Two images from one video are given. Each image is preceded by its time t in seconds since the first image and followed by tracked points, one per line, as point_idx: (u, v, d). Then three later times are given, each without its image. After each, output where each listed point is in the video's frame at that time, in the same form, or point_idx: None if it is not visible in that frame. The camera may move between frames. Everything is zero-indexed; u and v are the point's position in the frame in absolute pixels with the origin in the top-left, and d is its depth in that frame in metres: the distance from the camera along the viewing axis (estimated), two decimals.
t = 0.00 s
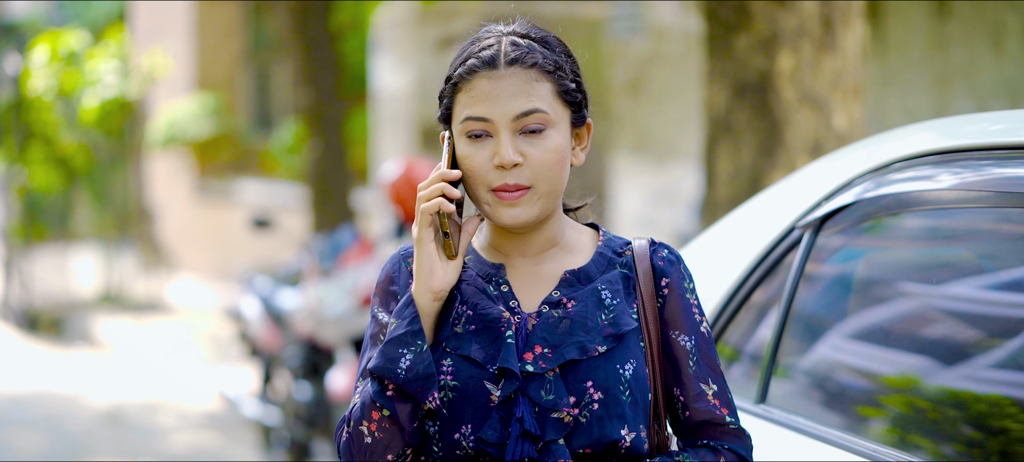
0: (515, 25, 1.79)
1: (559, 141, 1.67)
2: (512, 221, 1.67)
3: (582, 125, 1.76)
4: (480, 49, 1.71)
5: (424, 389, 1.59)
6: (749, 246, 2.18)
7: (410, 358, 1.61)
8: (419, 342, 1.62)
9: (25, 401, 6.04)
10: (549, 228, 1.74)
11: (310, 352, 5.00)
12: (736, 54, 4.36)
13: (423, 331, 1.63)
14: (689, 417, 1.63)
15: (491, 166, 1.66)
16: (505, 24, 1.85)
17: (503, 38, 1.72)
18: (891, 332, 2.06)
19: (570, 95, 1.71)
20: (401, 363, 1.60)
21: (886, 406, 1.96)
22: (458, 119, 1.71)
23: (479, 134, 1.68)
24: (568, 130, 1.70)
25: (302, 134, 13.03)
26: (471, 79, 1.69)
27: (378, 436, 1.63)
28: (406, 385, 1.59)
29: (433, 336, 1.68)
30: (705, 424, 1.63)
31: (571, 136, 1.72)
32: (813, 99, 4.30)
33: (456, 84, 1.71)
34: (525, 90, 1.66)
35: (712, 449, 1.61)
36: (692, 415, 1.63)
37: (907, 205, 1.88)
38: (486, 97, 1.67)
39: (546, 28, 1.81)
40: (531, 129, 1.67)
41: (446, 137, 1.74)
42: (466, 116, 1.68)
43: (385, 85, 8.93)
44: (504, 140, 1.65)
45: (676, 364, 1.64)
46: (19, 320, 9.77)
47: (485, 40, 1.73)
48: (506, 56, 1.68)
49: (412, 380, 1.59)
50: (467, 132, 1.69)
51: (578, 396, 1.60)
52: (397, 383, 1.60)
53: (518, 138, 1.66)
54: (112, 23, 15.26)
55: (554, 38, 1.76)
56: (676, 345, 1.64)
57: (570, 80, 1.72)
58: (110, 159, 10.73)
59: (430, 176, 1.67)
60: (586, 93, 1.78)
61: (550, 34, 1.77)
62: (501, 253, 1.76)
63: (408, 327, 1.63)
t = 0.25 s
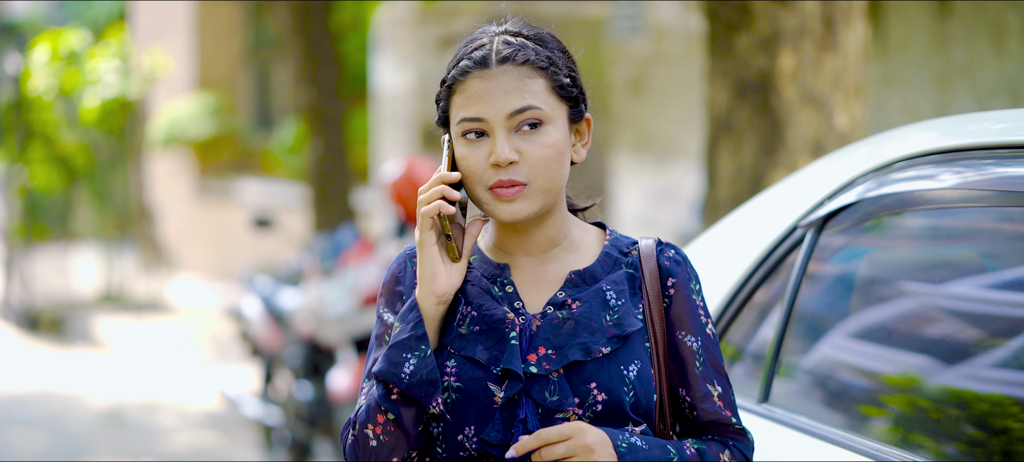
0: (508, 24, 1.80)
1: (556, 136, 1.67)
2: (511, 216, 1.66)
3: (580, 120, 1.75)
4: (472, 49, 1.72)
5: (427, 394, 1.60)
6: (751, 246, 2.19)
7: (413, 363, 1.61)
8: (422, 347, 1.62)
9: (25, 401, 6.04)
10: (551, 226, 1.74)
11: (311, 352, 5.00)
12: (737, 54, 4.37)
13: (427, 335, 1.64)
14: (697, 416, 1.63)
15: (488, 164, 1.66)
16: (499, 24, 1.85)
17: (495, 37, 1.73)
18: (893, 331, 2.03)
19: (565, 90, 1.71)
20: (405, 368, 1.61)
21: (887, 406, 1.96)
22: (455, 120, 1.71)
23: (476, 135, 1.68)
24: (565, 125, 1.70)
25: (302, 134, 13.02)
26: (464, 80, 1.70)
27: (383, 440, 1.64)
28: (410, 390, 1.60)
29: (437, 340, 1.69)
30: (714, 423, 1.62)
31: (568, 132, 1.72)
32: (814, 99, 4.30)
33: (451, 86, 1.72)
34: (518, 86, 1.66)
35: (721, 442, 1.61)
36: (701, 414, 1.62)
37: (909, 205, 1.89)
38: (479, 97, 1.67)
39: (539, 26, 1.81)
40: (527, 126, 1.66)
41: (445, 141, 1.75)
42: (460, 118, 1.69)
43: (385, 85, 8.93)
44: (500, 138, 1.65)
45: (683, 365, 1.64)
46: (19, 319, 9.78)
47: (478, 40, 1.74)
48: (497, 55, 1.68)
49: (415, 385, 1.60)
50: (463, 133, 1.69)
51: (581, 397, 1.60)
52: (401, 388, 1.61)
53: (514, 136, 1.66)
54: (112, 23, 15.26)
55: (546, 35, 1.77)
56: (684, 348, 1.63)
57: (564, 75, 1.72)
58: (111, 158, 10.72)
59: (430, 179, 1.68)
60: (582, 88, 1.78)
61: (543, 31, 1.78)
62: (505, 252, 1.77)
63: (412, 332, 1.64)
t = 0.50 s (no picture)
0: (520, 27, 1.80)
1: (565, 144, 1.67)
2: (518, 222, 1.66)
3: (589, 127, 1.75)
4: (484, 52, 1.72)
5: (432, 399, 1.61)
6: (753, 246, 2.18)
7: (416, 367, 1.62)
8: (425, 351, 1.63)
9: (26, 402, 6.04)
10: (558, 229, 1.74)
11: (312, 353, 5.00)
12: (738, 54, 4.38)
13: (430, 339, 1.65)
14: (698, 419, 1.64)
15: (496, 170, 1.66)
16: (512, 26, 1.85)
17: (507, 41, 1.73)
18: (895, 332, 2.07)
19: (575, 97, 1.71)
20: (409, 372, 1.62)
21: (888, 406, 1.97)
22: (463, 124, 1.71)
23: (484, 139, 1.69)
24: (575, 133, 1.70)
25: (302, 134, 13.02)
26: (475, 84, 1.70)
27: (389, 444, 1.65)
28: (414, 394, 1.61)
29: (442, 344, 1.69)
30: (713, 427, 1.63)
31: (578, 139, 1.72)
32: (815, 100, 4.29)
33: (461, 88, 1.72)
34: (529, 93, 1.67)
35: (725, 450, 1.62)
36: (701, 417, 1.64)
37: (910, 206, 1.87)
38: (490, 102, 1.67)
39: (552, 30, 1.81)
40: (536, 132, 1.67)
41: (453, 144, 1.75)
42: (470, 122, 1.69)
43: (386, 85, 8.93)
44: (509, 144, 1.65)
45: (688, 365, 1.64)
46: (20, 320, 9.77)
47: (489, 43, 1.74)
48: (509, 60, 1.68)
49: (420, 389, 1.61)
50: (471, 137, 1.70)
51: (586, 398, 1.60)
52: (405, 392, 1.62)
53: (523, 143, 1.66)
54: (112, 24, 15.26)
55: (559, 40, 1.76)
56: (689, 347, 1.64)
57: (575, 82, 1.72)
58: (111, 157, 10.81)
59: (436, 183, 1.68)
60: (592, 94, 1.78)
61: (556, 36, 1.77)
62: (511, 256, 1.77)
63: (415, 336, 1.65)
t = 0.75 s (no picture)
0: (530, 28, 1.80)
1: (578, 147, 1.68)
2: (531, 226, 1.67)
3: (600, 129, 1.76)
4: (495, 54, 1.71)
5: (443, 399, 1.61)
6: (755, 248, 2.17)
7: (428, 367, 1.63)
8: (437, 351, 1.64)
9: (26, 404, 6.03)
10: (570, 232, 1.75)
11: (312, 354, 4.99)
12: (738, 55, 4.40)
13: (441, 340, 1.66)
14: (706, 422, 1.64)
15: (508, 174, 1.67)
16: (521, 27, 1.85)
17: (519, 43, 1.72)
18: (897, 334, 2.10)
19: (587, 100, 1.71)
20: (420, 372, 1.63)
21: (889, 407, 2.00)
22: (475, 127, 1.72)
23: (496, 142, 1.69)
24: (586, 135, 1.71)
25: (302, 136, 13.02)
26: (487, 86, 1.69)
27: (399, 444, 1.66)
28: (425, 394, 1.62)
29: (453, 346, 1.70)
30: (722, 431, 1.63)
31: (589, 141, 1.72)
32: (816, 102, 4.28)
33: (473, 91, 1.72)
34: (541, 96, 1.66)
35: (733, 455, 1.61)
36: (710, 420, 1.63)
37: (911, 208, 1.87)
38: (502, 105, 1.67)
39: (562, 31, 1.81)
40: (549, 136, 1.67)
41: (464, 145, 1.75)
42: (482, 125, 1.69)
43: (386, 86, 8.92)
44: (522, 148, 1.65)
45: (697, 369, 1.64)
46: (20, 322, 9.77)
47: (501, 45, 1.73)
48: (521, 63, 1.68)
49: (430, 389, 1.62)
50: (483, 140, 1.70)
51: (596, 401, 1.61)
52: (416, 393, 1.63)
53: (536, 146, 1.66)
54: (112, 25, 15.25)
55: (570, 42, 1.76)
56: (697, 351, 1.63)
57: (586, 84, 1.72)
58: (111, 160, 10.69)
59: (448, 184, 1.69)
60: (603, 96, 1.78)
61: (566, 37, 1.77)
62: (521, 258, 1.77)
63: (427, 336, 1.66)
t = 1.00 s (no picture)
0: (540, 30, 1.79)
1: (587, 150, 1.68)
2: (539, 228, 1.68)
3: (609, 131, 1.76)
4: (505, 57, 1.71)
5: (450, 400, 1.61)
6: (754, 248, 2.17)
7: (436, 368, 1.63)
8: (445, 353, 1.64)
9: (26, 404, 6.03)
10: (578, 234, 1.75)
11: (312, 354, 4.99)
12: (739, 55, 4.39)
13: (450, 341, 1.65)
14: (718, 423, 1.64)
15: (517, 177, 1.67)
16: (531, 29, 1.84)
17: (529, 46, 1.72)
18: (896, 334, 2.12)
19: (597, 103, 1.71)
20: (428, 374, 1.63)
21: (888, 407, 2.01)
22: (484, 129, 1.71)
23: (505, 145, 1.69)
24: (595, 138, 1.71)
25: (302, 136, 13.02)
26: (497, 90, 1.69)
27: (406, 446, 1.66)
28: (433, 396, 1.61)
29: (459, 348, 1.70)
30: (734, 431, 1.63)
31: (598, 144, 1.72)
32: (816, 101, 4.28)
33: (482, 94, 1.72)
34: (551, 100, 1.66)
35: (746, 456, 1.61)
36: (722, 421, 1.64)
37: (911, 208, 1.87)
38: (512, 109, 1.67)
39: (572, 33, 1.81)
40: (558, 139, 1.67)
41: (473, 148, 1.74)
42: (492, 127, 1.69)
43: (386, 87, 8.92)
44: (531, 151, 1.66)
45: (707, 370, 1.64)
46: (19, 322, 9.76)
47: (511, 47, 1.73)
48: (532, 66, 1.68)
49: (438, 391, 1.62)
50: (492, 142, 1.70)
51: (604, 403, 1.61)
52: (424, 394, 1.63)
53: (545, 149, 1.67)
54: (112, 26, 15.25)
55: (580, 44, 1.76)
56: (706, 351, 1.64)
57: (597, 87, 1.72)
58: (111, 160, 10.82)
59: (458, 187, 1.69)
60: (612, 99, 1.78)
61: (576, 40, 1.77)
62: (529, 259, 1.77)
63: (434, 338, 1.65)
